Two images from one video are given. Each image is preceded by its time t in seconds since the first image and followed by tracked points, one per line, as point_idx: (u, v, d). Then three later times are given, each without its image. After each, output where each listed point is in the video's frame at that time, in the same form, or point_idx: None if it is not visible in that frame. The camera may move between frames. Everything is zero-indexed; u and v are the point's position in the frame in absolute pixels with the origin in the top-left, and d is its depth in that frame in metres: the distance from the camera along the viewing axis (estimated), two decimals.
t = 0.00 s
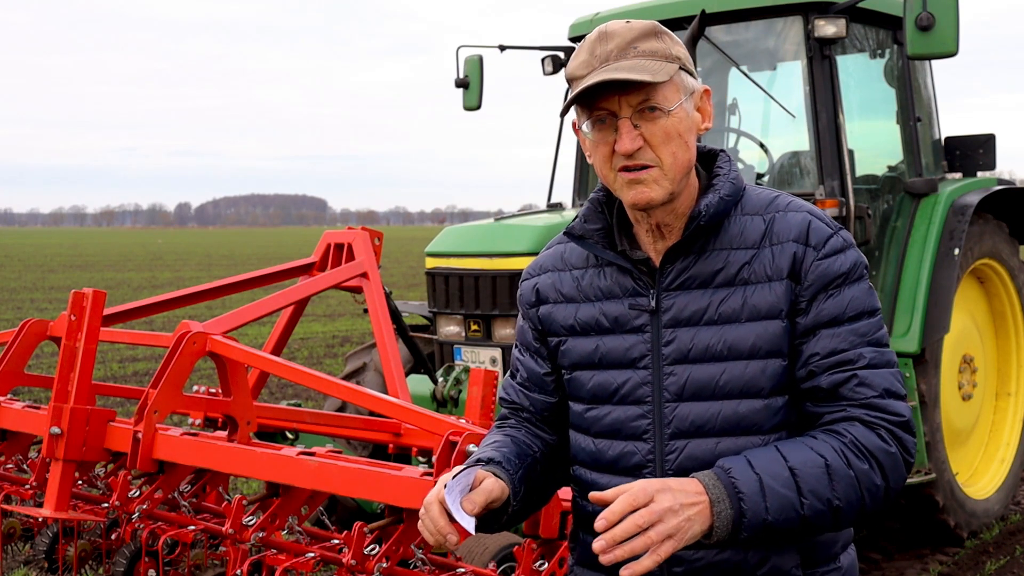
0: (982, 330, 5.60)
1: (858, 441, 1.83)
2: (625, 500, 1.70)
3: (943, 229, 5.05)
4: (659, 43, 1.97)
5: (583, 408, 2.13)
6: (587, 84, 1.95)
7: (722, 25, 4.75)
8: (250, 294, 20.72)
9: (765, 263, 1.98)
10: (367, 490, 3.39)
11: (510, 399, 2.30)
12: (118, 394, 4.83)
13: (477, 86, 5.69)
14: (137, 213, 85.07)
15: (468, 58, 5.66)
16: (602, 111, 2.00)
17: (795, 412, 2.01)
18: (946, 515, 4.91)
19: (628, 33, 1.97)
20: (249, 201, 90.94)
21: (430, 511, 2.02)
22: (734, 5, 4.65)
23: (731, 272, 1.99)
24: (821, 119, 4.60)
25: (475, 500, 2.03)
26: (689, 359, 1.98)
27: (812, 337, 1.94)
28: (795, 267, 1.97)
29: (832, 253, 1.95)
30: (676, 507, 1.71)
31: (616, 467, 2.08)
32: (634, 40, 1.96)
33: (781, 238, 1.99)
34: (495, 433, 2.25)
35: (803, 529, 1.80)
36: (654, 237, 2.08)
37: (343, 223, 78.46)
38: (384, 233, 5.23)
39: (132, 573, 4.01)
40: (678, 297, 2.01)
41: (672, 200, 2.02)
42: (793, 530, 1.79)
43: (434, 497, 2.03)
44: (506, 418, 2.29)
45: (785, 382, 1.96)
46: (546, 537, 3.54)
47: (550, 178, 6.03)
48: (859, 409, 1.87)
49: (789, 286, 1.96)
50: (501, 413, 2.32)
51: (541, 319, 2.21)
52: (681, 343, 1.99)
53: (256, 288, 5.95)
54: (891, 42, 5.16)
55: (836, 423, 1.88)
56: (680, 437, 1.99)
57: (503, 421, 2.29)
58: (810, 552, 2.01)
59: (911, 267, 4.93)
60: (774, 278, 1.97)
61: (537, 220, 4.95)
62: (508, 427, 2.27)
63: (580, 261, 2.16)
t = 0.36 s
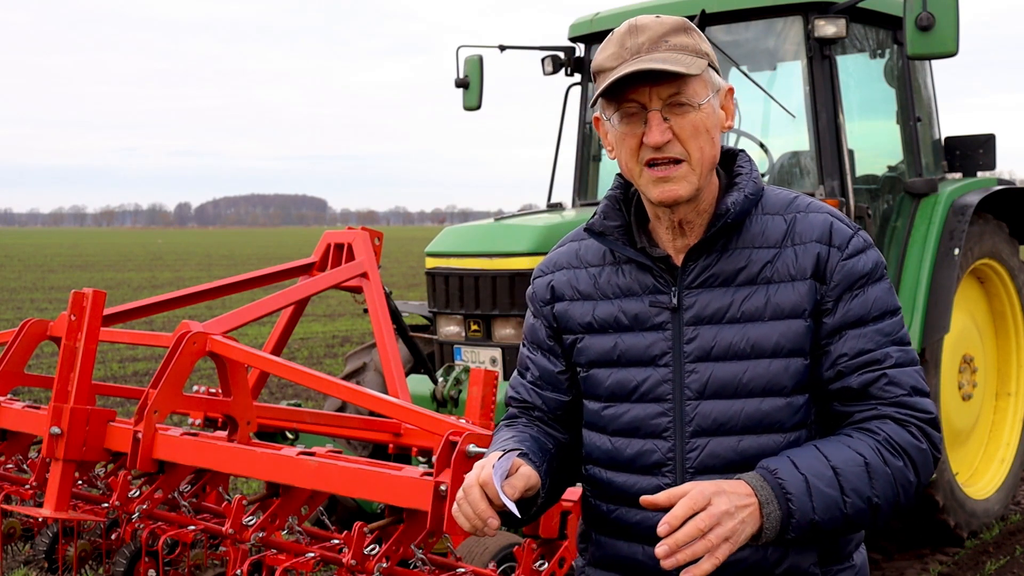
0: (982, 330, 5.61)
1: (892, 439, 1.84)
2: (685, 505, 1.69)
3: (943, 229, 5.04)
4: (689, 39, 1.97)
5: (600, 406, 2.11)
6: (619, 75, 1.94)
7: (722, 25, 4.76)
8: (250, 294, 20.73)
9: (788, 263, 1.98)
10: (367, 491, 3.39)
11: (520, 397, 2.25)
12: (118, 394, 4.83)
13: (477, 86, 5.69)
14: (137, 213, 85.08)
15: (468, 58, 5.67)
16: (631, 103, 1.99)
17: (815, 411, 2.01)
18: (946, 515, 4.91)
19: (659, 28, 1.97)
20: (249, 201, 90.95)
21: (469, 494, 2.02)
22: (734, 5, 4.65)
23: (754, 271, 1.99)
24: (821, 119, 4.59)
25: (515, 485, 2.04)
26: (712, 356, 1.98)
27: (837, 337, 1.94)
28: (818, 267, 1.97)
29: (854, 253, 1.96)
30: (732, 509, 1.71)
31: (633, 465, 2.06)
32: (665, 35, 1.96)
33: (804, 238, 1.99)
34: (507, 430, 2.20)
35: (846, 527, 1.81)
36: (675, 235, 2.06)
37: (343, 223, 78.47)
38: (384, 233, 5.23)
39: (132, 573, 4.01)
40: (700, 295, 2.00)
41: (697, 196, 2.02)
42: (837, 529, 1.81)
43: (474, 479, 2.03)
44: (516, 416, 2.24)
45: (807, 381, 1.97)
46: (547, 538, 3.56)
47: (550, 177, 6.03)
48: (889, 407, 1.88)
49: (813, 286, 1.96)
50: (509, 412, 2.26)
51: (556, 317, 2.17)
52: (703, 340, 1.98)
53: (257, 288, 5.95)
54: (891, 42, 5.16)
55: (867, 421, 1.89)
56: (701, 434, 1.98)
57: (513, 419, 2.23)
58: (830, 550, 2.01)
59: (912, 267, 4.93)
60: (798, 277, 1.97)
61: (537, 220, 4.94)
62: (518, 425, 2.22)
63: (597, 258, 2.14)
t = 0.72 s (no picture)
0: (982, 330, 5.61)
1: (911, 436, 1.84)
2: (721, 489, 1.69)
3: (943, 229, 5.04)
4: (706, 39, 1.95)
5: (612, 405, 2.09)
6: (638, 75, 1.94)
7: (722, 25, 4.76)
8: (250, 294, 20.73)
9: (803, 263, 1.98)
10: (368, 491, 3.39)
11: (528, 392, 2.21)
12: (118, 394, 4.83)
13: (477, 86, 5.69)
14: (138, 213, 85.09)
15: (468, 58, 5.67)
16: (648, 102, 1.99)
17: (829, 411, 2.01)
18: (946, 515, 4.91)
19: (677, 27, 1.96)
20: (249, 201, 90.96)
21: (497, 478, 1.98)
22: (733, 5, 4.66)
23: (769, 272, 1.99)
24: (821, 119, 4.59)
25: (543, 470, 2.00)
26: (727, 357, 1.97)
27: (853, 338, 1.94)
28: (833, 268, 1.97)
29: (869, 255, 1.97)
30: (765, 496, 1.72)
31: (646, 465, 2.04)
32: (684, 34, 1.95)
33: (819, 239, 1.99)
34: (513, 425, 2.16)
35: (870, 521, 1.81)
36: (689, 236, 2.06)
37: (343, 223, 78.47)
38: (384, 233, 5.23)
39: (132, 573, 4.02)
40: (715, 295, 2.00)
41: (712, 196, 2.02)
42: (861, 522, 1.80)
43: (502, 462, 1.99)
44: (522, 413, 2.20)
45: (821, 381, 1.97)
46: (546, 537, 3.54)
47: (550, 177, 6.02)
48: (907, 405, 1.88)
49: (828, 286, 1.96)
50: (514, 409, 2.22)
51: (568, 314, 2.16)
52: (718, 340, 1.98)
53: (257, 288, 5.95)
54: (891, 42, 5.16)
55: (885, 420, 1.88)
56: (716, 434, 1.97)
57: (520, 415, 2.19)
58: (842, 549, 2.01)
59: (911, 267, 4.93)
60: (813, 277, 1.97)
61: (537, 219, 4.94)
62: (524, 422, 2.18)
63: (610, 257, 2.12)
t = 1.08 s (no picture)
0: (982, 330, 5.61)
1: (937, 411, 1.80)
2: (778, 421, 1.62)
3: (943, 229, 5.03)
4: (713, 41, 1.96)
5: (618, 402, 2.08)
6: (644, 77, 1.94)
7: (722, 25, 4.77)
8: (250, 294, 20.74)
9: (809, 260, 1.99)
10: (368, 491, 3.39)
11: (524, 371, 2.13)
12: (118, 394, 4.83)
13: (477, 86, 5.69)
14: (138, 213, 85.09)
15: (468, 58, 5.67)
16: (654, 104, 1.99)
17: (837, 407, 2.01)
18: (946, 515, 4.91)
19: (684, 29, 1.96)
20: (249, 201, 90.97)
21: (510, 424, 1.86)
22: (733, 5, 4.66)
23: (775, 269, 1.99)
24: (821, 119, 4.59)
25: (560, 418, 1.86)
26: (734, 353, 1.98)
27: (865, 329, 1.94)
28: (840, 265, 1.98)
29: (875, 250, 1.96)
30: (820, 435, 1.66)
31: (654, 462, 2.04)
32: (690, 36, 1.95)
33: (825, 236, 2.00)
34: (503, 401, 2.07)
35: (904, 487, 1.74)
36: (695, 235, 2.07)
37: (343, 223, 78.48)
38: (384, 233, 5.23)
39: (132, 573, 4.02)
40: (722, 292, 2.00)
41: (716, 198, 2.02)
42: (897, 486, 1.74)
43: (515, 409, 1.87)
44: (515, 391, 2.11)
45: (829, 377, 1.97)
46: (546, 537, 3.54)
47: (550, 177, 6.02)
48: (927, 386, 1.84)
49: (835, 283, 1.97)
50: (503, 390, 2.13)
51: (574, 309, 2.14)
52: (725, 337, 1.98)
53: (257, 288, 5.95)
54: (891, 42, 5.16)
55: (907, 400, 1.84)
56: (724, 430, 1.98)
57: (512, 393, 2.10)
58: (846, 547, 2.01)
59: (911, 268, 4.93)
60: (819, 274, 1.98)
61: (537, 219, 4.94)
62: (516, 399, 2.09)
63: (617, 253, 2.11)
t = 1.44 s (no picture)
0: (982, 330, 5.61)
1: (940, 407, 1.84)
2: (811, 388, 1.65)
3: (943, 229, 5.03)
4: (718, 40, 1.96)
5: (619, 402, 2.08)
6: (650, 76, 1.94)
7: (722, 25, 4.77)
8: (250, 294, 20.74)
9: (810, 260, 1.99)
10: (368, 491, 3.39)
11: (526, 368, 2.12)
12: (118, 394, 4.83)
13: (477, 86, 5.69)
14: (138, 213, 85.08)
15: (468, 58, 5.67)
16: (658, 103, 1.99)
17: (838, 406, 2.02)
18: (946, 515, 4.91)
19: (689, 28, 1.96)
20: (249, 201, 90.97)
21: (513, 431, 1.84)
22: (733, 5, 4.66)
23: (776, 269, 1.99)
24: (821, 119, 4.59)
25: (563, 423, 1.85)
26: (735, 353, 1.98)
27: (865, 330, 1.95)
28: (840, 265, 1.98)
29: (876, 250, 1.97)
30: (843, 411, 1.69)
31: (655, 462, 2.03)
32: (695, 36, 1.95)
33: (825, 236, 2.00)
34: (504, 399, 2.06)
35: (911, 476, 1.79)
36: (696, 234, 2.07)
37: (343, 223, 78.48)
38: (384, 233, 5.23)
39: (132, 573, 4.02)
40: (722, 292, 1.99)
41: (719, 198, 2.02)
42: (904, 472, 1.78)
43: (517, 416, 1.85)
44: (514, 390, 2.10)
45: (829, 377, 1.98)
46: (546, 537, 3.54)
47: (550, 177, 6.02)
48: (928, 386, 1.87)
49: (836, 283, 1.97)
50: (505, 387, 2.11)
51: (575, 308, 2.14)
52: (727, 337, 1.98)
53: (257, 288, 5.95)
54: (891, 42, 5.16)
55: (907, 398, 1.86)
56: (725, 431, 1.98)
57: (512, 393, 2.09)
58: (846, 546, 2.01)
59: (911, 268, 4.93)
60: (820, 274, 1.98)
61: (537, 220, 4.94)
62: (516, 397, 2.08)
63: (618, 253, 2.11)
